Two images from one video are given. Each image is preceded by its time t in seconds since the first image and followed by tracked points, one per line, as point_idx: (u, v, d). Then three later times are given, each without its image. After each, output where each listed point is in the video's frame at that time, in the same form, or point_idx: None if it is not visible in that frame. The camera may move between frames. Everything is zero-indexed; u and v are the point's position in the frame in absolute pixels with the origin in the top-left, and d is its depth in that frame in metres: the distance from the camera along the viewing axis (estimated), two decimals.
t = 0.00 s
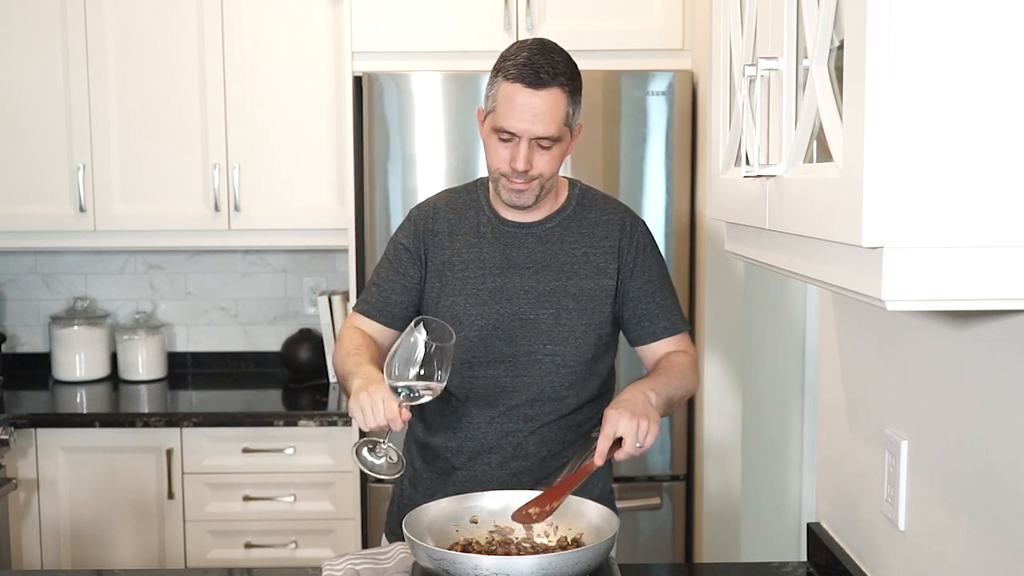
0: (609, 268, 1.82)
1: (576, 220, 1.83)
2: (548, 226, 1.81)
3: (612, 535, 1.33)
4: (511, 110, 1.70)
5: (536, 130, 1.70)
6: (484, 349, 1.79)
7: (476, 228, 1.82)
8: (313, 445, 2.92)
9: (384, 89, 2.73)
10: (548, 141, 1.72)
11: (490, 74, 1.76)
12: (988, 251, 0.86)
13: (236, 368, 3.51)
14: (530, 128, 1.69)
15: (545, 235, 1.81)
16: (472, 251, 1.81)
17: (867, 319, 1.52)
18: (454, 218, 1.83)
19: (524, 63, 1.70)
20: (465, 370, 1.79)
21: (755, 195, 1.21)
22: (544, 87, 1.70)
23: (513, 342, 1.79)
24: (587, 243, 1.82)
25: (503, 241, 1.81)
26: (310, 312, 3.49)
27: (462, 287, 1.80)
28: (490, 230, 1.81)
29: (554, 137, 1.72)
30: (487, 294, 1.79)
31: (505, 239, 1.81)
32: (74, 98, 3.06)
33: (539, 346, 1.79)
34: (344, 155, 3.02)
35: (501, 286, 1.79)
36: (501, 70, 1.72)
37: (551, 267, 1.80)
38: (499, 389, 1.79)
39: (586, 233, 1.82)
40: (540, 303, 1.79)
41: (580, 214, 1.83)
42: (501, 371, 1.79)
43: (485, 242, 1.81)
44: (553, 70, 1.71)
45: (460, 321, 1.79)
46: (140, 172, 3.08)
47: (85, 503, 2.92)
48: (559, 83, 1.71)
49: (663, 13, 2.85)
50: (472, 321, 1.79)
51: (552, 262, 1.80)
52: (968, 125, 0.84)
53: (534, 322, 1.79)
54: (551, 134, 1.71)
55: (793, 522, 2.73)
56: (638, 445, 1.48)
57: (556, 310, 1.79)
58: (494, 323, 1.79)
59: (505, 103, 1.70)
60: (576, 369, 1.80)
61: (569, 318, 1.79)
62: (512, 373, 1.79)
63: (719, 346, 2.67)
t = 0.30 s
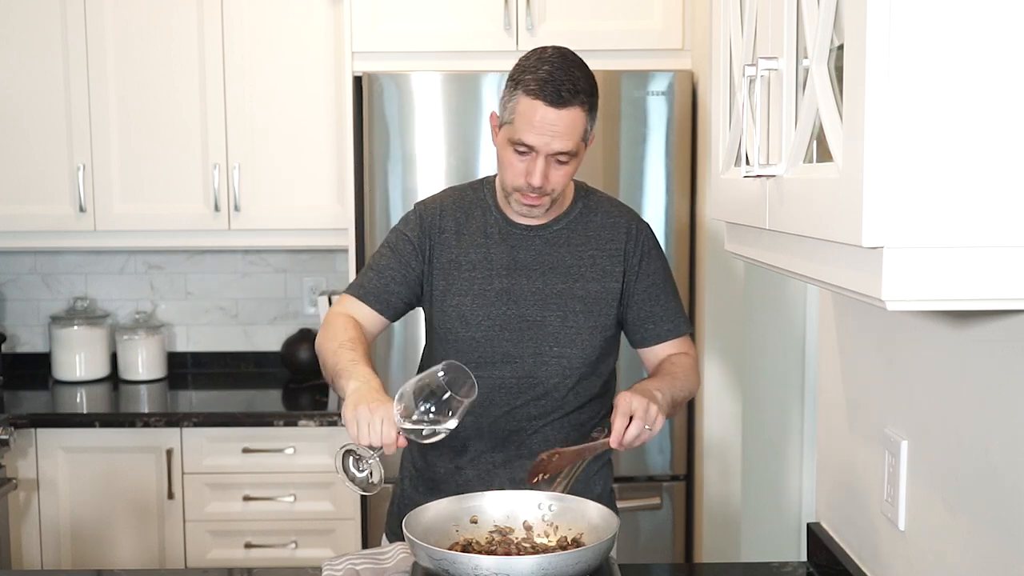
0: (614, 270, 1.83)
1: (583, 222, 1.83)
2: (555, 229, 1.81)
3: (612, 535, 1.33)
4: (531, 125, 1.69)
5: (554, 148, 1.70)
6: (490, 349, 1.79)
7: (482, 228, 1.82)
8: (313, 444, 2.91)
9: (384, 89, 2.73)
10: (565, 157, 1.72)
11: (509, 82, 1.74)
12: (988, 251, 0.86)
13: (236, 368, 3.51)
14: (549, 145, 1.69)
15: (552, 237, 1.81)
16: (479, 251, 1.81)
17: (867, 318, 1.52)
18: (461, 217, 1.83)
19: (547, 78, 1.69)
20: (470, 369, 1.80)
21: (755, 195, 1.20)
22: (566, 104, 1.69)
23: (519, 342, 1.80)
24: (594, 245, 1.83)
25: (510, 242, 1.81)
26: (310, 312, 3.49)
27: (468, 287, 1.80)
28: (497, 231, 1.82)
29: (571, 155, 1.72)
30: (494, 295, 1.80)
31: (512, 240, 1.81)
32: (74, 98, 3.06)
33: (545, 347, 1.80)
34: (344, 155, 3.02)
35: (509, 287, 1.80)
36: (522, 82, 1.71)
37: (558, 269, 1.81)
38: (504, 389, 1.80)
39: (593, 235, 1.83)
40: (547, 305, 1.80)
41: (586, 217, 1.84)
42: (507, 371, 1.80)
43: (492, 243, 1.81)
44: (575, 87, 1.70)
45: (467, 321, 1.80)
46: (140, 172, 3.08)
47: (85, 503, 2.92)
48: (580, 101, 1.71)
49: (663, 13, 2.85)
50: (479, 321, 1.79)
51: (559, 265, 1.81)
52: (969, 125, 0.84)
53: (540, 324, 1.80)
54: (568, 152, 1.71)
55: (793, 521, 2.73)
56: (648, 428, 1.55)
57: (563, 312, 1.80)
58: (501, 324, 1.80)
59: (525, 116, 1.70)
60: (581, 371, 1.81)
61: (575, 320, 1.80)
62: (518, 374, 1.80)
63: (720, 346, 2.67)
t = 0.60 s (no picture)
0: (619, 274, 1.84)
1: (589, 226, 1.84)
2: (562, 232, 1.82)
3: (612, 535, 1.33)
4: (553, 133, 1.68)
5: (574, 158, 1.69)
6: (495, 350, 1.80)
7: (489, 229, 1.82)
8: (314, 444, 2.91)
9: (384, 89, 2.73)
10: (583, 168, 1.72)
11: (531, 86, 1.73)
12: (988, 251, 0.86)
13: (236, 368, 3.51)
14: (570, 155, 1.69)
15: (559, 240, 1.82)
16: (486, 251, 1.81)
17: (868, 318, 1.52)
18: (468, 216, 1.83)
19: (572, 87, 1.68)
20: (475, 370, 1.80)
21: (755, 195, 1.21)
22: (589, 115, 1.69)
23: (525, 344, 1.80)
24: (600, 249, 1.84)
25: (517, 243, 1.81)
26: (310, 312, 3.49)
27: (475, 287, 1.80)
28: (504, 232, 1.82)
29: (589, 165, 1.72)
30: (501, 296, 1.80)
31: (518, 241, 1.81)
32: (74, 98, 3.06)
33: (550, 349, 1.80)
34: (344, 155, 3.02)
35: (516, 289, 1.80)
36: (547, 88, 1.70)
37: (565, 272, 1.82)
38: (508, 390, 1.80)
39: (599, 239, 1.84)
40: (554, 308, 1.81)
41: (591, 220, 1.85)
42: (511, 373, 1.80)
43: (499, 244, 1.81)
44: (599, 100, 1.70)
45: (473, 322, 1.80)
46: (140, 172, 3.08)
47: (85, 503, 2.92)
48: (602, 113, 1.70)
49: (663, 13, 2.85)
50: (485, 322, 1.79)
51: (566, 268, 1.82)
52: (968, 124, 0.84)
53: (546, 326, 1.80)
54: (587, 163, 1.71)
55: (793, 521, 2.73)
56: (658, 432, 1.55)
57: (569, 315, 1.81)
58: (507, 325, 1.80)
59: (547, 123, 1.69)
60: (585, 374, 1.82)
61: (581, 323, 1.81)
62: (523, 376, 1.80)
63: (720, 347, 2.67)
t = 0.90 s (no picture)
0: (622, 277, 1.84)
1: (593, 229, 1.84)
2: (566, 234, 1.82)
3: (612, 535, 1.33)
4: (571, 145, 1.66)
5: (591, 172, 1.68)
6: (498, 350, 1.80)
7: (494, 229, 1.82)
8: (314, 444, 2.91)
9: (384, 89, 2.73)
10: (597, 180, 1.71)
11: (550, 94, 1.70)
12: (988, 251, 0.86)
13: (236, 368, 3.51)
14: (587, 168, 1.67)
15: (563, 242, 1.82)
16: (490, 251, 1.81)
17: (868, 318, 1.52)
18: (473, 215, 1.82)
19: (593, 99, 1.66)
20: (477, 369, 1.80)
21: (755, 195, 1.21)
22: (609, 129, 1.67)
23: (527, 345, 1.81)
24: (603, 252, 1.84)
25: (522, 244, 1.81)
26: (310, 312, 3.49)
27: (479, 287, 1.80)
28: (508, 232, 1.82)
29: (603, 178, 1.71)
30: (505, 297, 1.80)
31: (522, 242, 1.81)
32: (74, 98, 3.06)
33: (552, 351, 1.81)
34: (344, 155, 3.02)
35: (520, 290, 1.80)
36: (567, 97, 1.67)
37: (568, 274, 1.82)
38: (509, 391, 1.80)
39: (603, 242, 1.85)
40: (557, 309, 1.81)
41: (595, 222, 1.85)
42: (513, 374, 1.80)
43: (503, 244, 1.81)
44: (618, 113, 1.68)
45: (477, 321, 1.79)
46: (140, 172, 3.08)
47: (85, 503, 2.92)
48: (620, 127, 1.69)
49: (663, 13, 2.85)
50: (489, 322, 1.79)
51: (570, 270, 1.82)
52: (969, 125, 0.84)
53: (549, 328, 1.81)
54: (602, 176, 1.69)
55: (793, 522, 2.72)
56: (655, 435, 1.55)
57: (572, 317, 1.81)
58: (510, 326, 1.80)
59: (565, 134, 1.66)
60: (586, 376, 1.83)
61: (583, 325, 1.82)
62: (524, 376, 1.81)
63: (720, 347, 2.67)
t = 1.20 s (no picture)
0: (623, 278, 1.85)
1: (594, 230, 1.85)
2: (568, 235, 1.82)
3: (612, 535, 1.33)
4: (579, 150, 1.66)
5: (598, 177, 1.68)
6: (499, 350, 1.80)
7: (497, 228, 1.82)
8: (313, 444, 2.91)
9: (384, 89, 2.73)
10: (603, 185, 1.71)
11: (559, 98, 1.70)
12: (988, 251, 0.85)
13: (236, 368, 3.51)
14: (594, 174, 1.67)
15: (565, 242, 1.82)
16: (493, 250, 1.81)
17: (868, 318, 1.52)
18: (476, 214, 1.82)
19: (603, 105, 1.66)
20: (478, 369, 1.80)
21: (755, 195, 1.21)
22: (617, 136, 1.67)
23: (528, 345, 1.81)
24: (605, 253, 1.84)
25: (524, 244, 1.81)
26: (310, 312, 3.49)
27: (481, 286, 1.80)
28: (511, 232, 1.82)
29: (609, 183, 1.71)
30: (507, 296, 1.80)
31: (524, 241, 1.81)
32: (74, 98, 3.06)
33: (553, 351, 1.81)
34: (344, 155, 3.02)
35: (522, 289, 1.80)
36: (577, 102, 1.67)
37: (570, 275, 1.82)
38: (510, 390, 1.80)
39: (605, 243, 1.85)
40: (558, 309, 1.81)
41: (596, 223, 1.85)
42: (513, 373, 1.80)
43: (506, 243, 1.81)
44: (626, 119, 1.68)
45: (479, 320, 1.79)
46: (140, 172, 3.08)
47: (85, 503, 2.92)
48: (628, 133, 1.69)
49: (663, 13, 2.85)
50: (490, 321, 1.79)
51: (572, 270, 1.82)
52: (969, 124, 0.84)
53: (551, 328, 1.81)
54: (609, 182, 1.70)
55: (792, 522, 2.73)
56: (654, 436, 1.54)
57: (573, 318, 1.81)
58: (512, 325, 1.80)
59: (574, 138, 1.66)
60: (586, 376, 1.83)
61: (584, 326, 1.82)
62: (524, 376, 1.81)
63: (720, 347, 2.66)
